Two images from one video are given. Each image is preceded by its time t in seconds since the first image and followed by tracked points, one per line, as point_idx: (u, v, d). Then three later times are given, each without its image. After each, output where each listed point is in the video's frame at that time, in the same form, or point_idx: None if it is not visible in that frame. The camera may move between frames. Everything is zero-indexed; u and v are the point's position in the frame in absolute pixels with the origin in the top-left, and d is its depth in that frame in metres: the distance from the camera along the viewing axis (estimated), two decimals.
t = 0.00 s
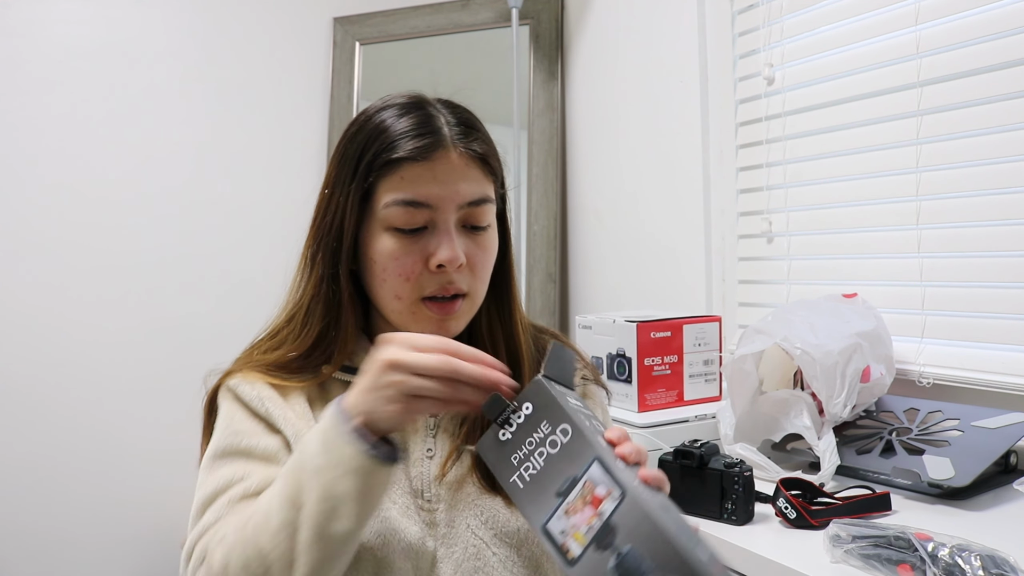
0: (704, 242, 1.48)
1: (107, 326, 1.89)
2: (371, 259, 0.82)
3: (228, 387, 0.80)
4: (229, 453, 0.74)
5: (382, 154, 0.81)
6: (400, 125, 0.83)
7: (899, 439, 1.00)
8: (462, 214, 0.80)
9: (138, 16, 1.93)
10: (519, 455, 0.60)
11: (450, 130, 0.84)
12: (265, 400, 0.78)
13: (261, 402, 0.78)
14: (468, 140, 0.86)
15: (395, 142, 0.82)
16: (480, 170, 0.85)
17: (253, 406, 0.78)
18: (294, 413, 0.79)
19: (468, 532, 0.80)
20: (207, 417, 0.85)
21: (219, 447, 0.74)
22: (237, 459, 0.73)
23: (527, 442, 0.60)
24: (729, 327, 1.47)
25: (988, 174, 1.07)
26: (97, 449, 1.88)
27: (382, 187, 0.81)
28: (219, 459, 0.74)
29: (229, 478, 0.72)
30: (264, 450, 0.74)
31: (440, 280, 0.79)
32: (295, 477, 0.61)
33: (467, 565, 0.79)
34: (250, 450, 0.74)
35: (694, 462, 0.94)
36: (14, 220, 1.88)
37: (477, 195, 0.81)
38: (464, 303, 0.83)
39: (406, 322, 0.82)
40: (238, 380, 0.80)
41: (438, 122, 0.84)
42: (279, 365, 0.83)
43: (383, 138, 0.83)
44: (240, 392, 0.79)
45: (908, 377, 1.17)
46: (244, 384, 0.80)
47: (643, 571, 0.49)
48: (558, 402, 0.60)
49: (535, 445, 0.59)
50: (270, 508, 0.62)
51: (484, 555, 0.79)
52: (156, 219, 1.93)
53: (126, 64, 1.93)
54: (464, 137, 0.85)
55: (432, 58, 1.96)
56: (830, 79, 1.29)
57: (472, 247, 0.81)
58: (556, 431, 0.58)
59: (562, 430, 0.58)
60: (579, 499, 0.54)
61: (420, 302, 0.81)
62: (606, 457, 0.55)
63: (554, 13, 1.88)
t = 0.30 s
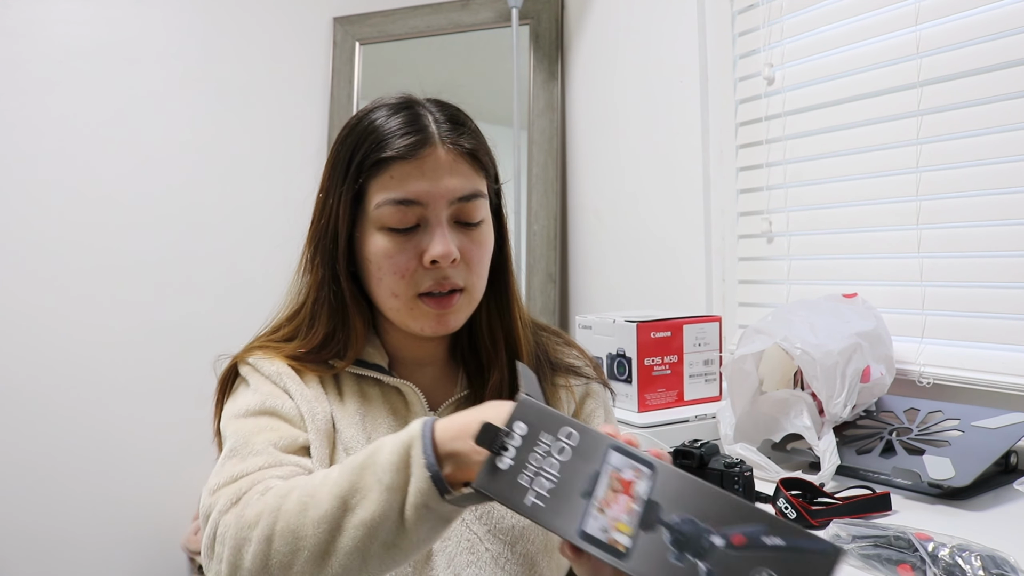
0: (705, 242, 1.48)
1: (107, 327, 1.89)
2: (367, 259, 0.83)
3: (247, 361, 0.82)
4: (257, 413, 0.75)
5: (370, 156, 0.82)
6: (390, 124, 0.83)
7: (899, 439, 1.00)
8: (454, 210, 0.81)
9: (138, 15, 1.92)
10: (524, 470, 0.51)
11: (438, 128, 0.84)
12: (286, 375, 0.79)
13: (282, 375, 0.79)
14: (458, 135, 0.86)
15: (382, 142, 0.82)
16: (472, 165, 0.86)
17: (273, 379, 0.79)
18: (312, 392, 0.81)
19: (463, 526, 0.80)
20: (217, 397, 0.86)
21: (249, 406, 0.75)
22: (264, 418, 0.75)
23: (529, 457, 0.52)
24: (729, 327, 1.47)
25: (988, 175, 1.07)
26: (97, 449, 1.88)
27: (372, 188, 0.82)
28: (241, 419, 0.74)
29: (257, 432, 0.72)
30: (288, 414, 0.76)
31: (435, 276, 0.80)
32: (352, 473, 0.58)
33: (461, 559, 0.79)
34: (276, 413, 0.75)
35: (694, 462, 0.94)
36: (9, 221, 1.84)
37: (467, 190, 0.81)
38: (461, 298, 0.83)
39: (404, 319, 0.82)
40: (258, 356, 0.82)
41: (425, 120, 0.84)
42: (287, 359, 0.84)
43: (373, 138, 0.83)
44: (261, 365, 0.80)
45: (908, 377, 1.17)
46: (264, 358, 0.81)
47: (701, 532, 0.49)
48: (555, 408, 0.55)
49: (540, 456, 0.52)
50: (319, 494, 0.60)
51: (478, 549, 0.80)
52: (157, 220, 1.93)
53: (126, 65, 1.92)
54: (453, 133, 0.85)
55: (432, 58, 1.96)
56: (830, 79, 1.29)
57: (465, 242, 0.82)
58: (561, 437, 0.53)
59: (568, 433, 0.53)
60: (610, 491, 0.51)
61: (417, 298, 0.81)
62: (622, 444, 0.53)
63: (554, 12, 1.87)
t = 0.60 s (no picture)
0: (705, 242, 1.48)
1: (107, 327, 1.88)
2: (359, 255, 0.83)
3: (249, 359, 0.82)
4: (265, 410, 0.75)
5: (362, 151, 0.82)
6: (384, 120, 0.84)
7: (899, 439, 1.00)
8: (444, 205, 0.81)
9: (139, 16, 1.92)
10: (558, 497, 0.50)
11: (431, 124, 0.84)
12: (292, 373, 0.79)
13: (287, 373, 0.79)
14: (452, 131, 0.86)
15: (374, 138, 0.82)
16: (465, 161, 0.85)
17: (279, 378, 0.79)
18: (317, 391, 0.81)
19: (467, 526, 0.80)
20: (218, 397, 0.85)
21: (258, 402, 0.75)
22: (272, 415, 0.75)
23: (561, 484, 0.50)
24: (728, 327, 1.47)
25: (989, 175, 1.07)
26: (97, 450, 1.87)
27: (365, 185, 0.82)
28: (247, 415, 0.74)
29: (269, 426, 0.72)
30: (295, 411, 0.76)
31: (425, 271, 0.80)
32: (374, 480, 0.58)
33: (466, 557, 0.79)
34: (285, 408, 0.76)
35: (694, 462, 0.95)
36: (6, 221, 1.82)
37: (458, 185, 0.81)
38: (454, 294, 0.82)
39: (396, 315, 0.82)
40: (262, 356, 0.82)
41: (419, 117, 0.85)
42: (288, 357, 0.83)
43: (366, 134, 0.83)
44: (265, 363, 0.80)
45: (908, 377, 1.17)
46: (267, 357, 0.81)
47: (749, 541, 0.44)
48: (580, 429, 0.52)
49: (573, 481, 0.50)
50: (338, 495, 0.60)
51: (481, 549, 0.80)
52: (157, 220, 1.93)
53: (127, 65, 1.92)
54: (446, 128, 0.85)
55: (432, 59, 1.96)
56: (830, 79, 1.29)
57: (456, 237, 0.82)
58: (592, 459, 0.51)
59: (598, 454, 0.51)
60: (648, 509, 0.48)
61: (407, 294, 0.81)
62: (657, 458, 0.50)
63: (554, 12, 1.87)
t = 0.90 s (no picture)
0: (704, 242, 1.49)
1: (108, 327, 1.89)
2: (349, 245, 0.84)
3: (232, 370, 0.82)
4: (240, 428, 0.75)
5: (356, 144, 0.85)
6: (378, 108, 0.87)
7: (899, 439, 1.00)
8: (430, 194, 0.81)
9: (139, 17, 1.93)
10: (591, 471, 0.56)
11: (423, 116, 0.86)
12: (271, 386, 0.79)
13: (266, 387, 0.79)
14: (445, 123, 0.87)
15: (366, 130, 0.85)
16: (455, 152, 0.86)
17: (259, 393, 0.79)
18: (298, 402, 0.81)
19: (461, 533, 0.80)
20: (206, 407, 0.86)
21: (231, 422, 0.75)
22: (249, 433, 0.75)
23: (597, 459, 0.56)
24: (729, 327, 1.47)
25: (988, 175, 1.07)
26: (97, 449, 1.88)
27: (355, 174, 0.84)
28: (228, 432, 0.75)
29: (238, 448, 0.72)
30: (272, 428, 0.77)
31: (409, 258, 0.79)
32: (301, 468, 0.57)
33: (460, 566, 0.79)
34: (260, 426, 0.76)
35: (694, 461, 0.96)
36: (12, 219, 1.88)
37: (444, 173, 0.81)
38: (439, 284, 0.81)
39: (382, 303, 0.82)
40: (245, 367, 0.81)
41: (412, 110, 0.87)
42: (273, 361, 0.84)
43: (361, 123, 0.87)
44: (247, 376, 0.80)
45: (909, 377, 1.17)
46: (249, 368, 0.81)
47: (757, 567, 0.53)
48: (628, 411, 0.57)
49: (609, 460, 0.56)
50: (267, 497, 0.58)
51: (478, 556, 0.80)
52: (157, 220, 1.93)
53: (127, 65, 1.93)
54: (438, 120, 0.86)
55: (432, 59, 1.96)
56: (830, 79, 1.29)
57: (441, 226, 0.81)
58: (633, 442, 0.56)
59: (639, 441, 0.56)
60: (675, 508, 0.55)
61: (392, 281, 0.80)
62: (697, 464, 0.56)
63: (554, 13, 1.87)
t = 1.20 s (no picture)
0: (704, 243, 1.48)
1: (107, 327, 1.89)
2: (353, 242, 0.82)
3: (231, 368, 0.82)
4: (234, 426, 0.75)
5: (364, 143, 0.86)
6: (387, 110, 0.87)
7: (899, 439, 1.00)
8: (439, 194, 0.80)
9: (139, 17, 1.93)
10: (565, 479, 0.52)
11: (431, 118, 0.87)
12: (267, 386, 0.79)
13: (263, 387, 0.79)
14: (453, 125, 0.88)
15: (375, 130, 0.85)
16: (462, 155, 0.86)
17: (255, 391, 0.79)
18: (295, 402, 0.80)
19: (462, 536, 0.80)
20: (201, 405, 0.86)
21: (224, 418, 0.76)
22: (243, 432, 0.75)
23: (573, 470, 0.52)
24: (729, 327, 1.47)
25: (989, 175, 1.07)
26: (97, 448, 1.88)
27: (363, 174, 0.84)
28: (219, 428, 0.76)
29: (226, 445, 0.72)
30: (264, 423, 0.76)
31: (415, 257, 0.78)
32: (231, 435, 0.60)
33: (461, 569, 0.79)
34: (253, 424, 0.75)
35: (694, 462, 0.95)
36: (12, 219, 1.87)
37: (453, 174, 0.81)
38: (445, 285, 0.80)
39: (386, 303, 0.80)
40: (243, 365, 0.81)
41: (421, 111, 0.87)
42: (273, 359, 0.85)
43: (370, 122, 0.87)
44: (245, 374, 0.80)
45: (908, 377, 1.17)
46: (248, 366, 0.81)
47: None
48: (622, 434, 0.52)
49: (584, 475, 0.52)
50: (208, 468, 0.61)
51: (478, 559, 0.79)
52: (156, 220, 1.93)
53: (126, 65, 1.93)
54: (446, 121, 0.87)
55: (432, 59, 1.96)
56: (830, 79, 1.29)
57: (449, 226, 0.80)
58: (615, 467, 0.52)
59: (622, 469, 0.52)
60: (632, 542, 0.51)
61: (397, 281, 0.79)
62: (671, 508, 0.51)
63: (554, 13, 1.87)
